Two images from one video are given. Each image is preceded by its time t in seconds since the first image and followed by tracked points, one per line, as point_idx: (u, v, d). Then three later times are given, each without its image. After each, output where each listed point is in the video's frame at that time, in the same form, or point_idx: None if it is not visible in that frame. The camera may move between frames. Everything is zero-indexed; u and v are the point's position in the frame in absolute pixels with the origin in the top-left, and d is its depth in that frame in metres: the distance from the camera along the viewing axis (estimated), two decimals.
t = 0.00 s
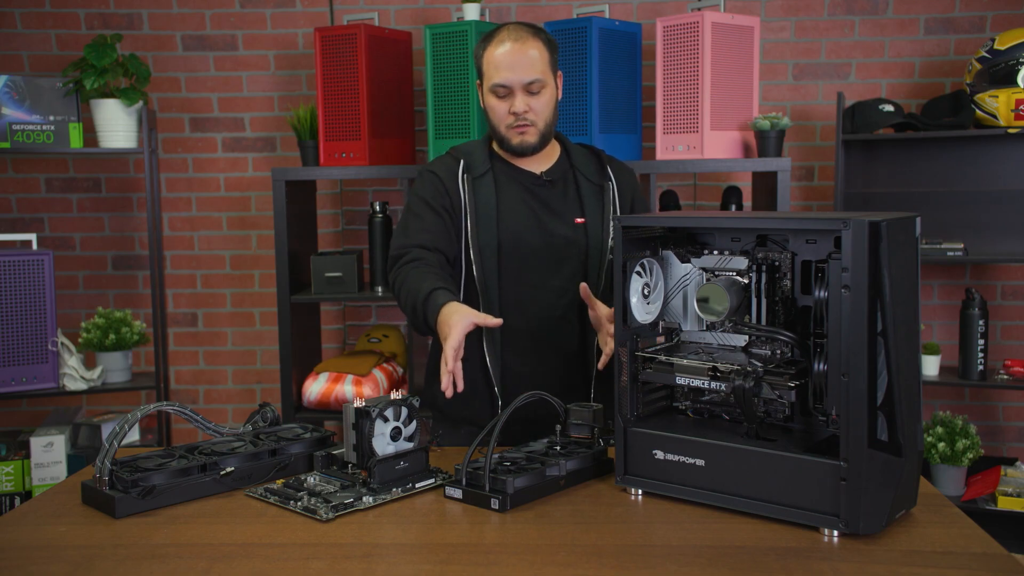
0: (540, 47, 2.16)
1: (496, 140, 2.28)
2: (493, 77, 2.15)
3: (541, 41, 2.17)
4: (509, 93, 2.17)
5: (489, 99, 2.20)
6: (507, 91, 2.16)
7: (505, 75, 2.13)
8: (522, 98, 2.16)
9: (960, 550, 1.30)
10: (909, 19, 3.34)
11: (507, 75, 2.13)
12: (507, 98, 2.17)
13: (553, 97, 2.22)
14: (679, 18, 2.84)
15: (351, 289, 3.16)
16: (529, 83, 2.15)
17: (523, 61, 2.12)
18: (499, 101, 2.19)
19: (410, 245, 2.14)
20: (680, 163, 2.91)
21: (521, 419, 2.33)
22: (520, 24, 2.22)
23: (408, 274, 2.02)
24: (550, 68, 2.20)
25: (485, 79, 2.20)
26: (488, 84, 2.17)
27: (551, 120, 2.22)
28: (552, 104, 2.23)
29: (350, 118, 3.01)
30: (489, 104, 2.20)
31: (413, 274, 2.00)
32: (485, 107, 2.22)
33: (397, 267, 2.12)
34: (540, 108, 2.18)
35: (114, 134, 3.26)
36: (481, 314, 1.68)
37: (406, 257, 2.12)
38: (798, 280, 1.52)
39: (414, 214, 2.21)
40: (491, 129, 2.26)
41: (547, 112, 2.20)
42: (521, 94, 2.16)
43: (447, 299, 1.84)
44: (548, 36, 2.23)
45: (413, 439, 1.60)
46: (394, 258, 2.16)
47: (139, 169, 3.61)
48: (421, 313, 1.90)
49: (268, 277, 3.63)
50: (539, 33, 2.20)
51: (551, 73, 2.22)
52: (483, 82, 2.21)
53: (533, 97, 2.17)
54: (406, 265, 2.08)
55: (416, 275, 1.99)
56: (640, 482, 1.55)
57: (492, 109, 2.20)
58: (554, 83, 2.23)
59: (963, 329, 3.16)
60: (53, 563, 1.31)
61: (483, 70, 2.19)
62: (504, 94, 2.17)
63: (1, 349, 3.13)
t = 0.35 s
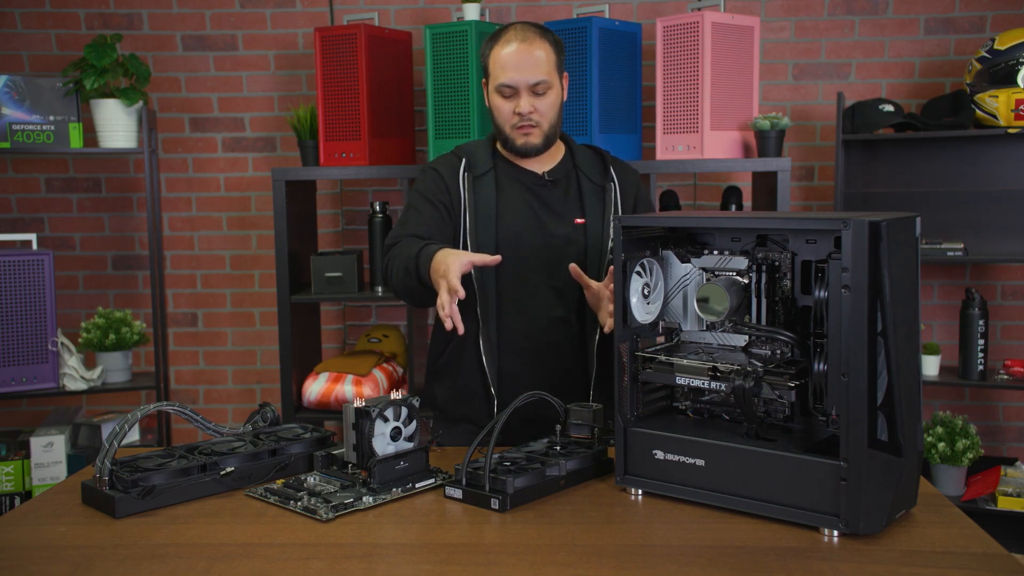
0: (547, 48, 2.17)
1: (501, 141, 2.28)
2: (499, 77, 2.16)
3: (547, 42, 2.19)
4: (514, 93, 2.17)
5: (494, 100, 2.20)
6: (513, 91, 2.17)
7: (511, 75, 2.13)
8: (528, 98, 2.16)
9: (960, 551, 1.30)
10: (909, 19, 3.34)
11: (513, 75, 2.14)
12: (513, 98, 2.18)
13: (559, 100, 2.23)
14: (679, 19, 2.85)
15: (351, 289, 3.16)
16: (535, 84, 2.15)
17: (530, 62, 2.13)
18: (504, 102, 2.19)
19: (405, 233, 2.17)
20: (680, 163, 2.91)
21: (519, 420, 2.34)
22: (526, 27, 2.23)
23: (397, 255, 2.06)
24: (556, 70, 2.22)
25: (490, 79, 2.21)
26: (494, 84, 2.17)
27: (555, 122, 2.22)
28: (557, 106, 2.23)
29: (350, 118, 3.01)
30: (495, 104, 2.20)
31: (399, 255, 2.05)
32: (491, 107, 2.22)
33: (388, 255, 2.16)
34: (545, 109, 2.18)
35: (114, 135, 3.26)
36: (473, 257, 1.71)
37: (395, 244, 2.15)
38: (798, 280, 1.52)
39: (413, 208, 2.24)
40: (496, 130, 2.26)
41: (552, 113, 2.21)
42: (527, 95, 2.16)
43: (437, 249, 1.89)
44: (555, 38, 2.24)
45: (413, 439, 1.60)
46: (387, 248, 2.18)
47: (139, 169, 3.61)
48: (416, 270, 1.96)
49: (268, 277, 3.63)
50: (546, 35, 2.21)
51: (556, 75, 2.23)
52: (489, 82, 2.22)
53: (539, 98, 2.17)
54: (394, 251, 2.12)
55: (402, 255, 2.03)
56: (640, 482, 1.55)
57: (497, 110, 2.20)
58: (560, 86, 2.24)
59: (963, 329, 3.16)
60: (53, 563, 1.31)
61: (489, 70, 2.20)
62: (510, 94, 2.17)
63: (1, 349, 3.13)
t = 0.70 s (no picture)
0: (544, 45, 2.18)
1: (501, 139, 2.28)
2: (496, 73, 2.16)
3: (545, 39, 2.19)
4: (512, 89, 2.17)
5: (493, 96, 2.20)
6: (511, 87, 2.17)
7: (508, 71, 2.14)
8: (525, 94, 2.17)
9: (960, 551, 1.30)
10: (909, 19, 3.34)
11: (510, 71, 2.14)
12: (511, 94, 2.18)
13: (557, 97, 2.23)
14: (679, 18, 2.85)
15: (351, 289, 3.16)
16: (533, 80, 2.16)
17: (527, 58, 2.14)
18: (502, 98, 2.19)
19: (409, 241, 2.16)
20: (680, 163, 2.91)
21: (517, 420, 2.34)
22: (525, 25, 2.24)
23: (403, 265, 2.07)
24: (554, 67, 2.22)
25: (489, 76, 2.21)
26: (491, 80, 2.18)
27: (554, 119, 2.22)
28: (556, 103, 2.23)
29: (350, 118, 3.01)
30: (493, 101, 2.21)
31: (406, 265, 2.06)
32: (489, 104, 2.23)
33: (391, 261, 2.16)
34: (543, 105, 2.18)
35: (114, 135, 3.26)
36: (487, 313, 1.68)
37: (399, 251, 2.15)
38: (798, 280, 1.52)
39: (413, 209, 2.23)
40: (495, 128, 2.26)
41: (550, 110, 2.20)
42: (524, 91, 2.16)
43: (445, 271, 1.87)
44: (554, 36, 2.24)
45: (413, 439, 1.60)
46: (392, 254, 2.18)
47: (139, 169, 3.61)
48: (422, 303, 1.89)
49: (268, 277, 3.63)
50: (544, 32, 2.21)
51: (554, 72, 2.23)
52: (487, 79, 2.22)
53: (537, 94, 2.18)
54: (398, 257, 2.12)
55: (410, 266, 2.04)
56: (640, 482, 1.55)
57: (495, 106, 2.20)
58: (558, 83, 2.24)
59: (963, 329, 3.16)
60: (53, 563, 1.31)
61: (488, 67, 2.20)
62: (507, 90, 2.18)
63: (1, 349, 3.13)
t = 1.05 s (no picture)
0: (547, 41, 2.19)
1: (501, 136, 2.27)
2: (498, 66, 2.17)
3: (548, 36, 2.21)
4: (513, 82, 2.18)
5: (494, 90, 2.21)
6: (512, 81, 2.18)
7: (510, 64, 2.15)
8: (527, 88, 2.17)
9: (960, 551, 1.30)
10: (909, 19, 3.34)
11: (512, 64, 2.15)
12: (512, 87, 2.18)
13: (558, 94, 2.23)
14: (679, 18, 2.85)
15: (351, 289, 3.16)
16: (535, 74, 2.17)
17: (529, 52, 2.15)
18: (503, 92, 2.19)
19: (411, 250, 2.18)
20: (680, 163, 2.91)
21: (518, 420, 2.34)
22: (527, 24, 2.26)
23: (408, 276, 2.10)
24: (555, 64, 2.23)
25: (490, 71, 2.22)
26: (493, 74, 2.19)
27: (554, 116, 2.22)
28: (556, 100, 2.24)
29: (350, 118, 3.01)
30: (494, 95, 2.21)
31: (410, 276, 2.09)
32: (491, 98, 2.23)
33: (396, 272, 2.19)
34: (544, 100, 2.19)
35: (114, 135, 3.26)
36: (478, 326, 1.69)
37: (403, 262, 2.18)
38: (798, 280, 1.52)
39: (413, 215, 2.26)
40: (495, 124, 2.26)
41: (550, 106, 2.21)
42: (525, 84, 2.17)
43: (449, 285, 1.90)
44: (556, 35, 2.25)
45: (413, 439, 1.60)
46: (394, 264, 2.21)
47: (139, 169, 3.61)
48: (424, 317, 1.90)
49: (268, 277, 3.63)
50: (546, 30, 2.23)
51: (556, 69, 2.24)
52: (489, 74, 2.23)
53: (538, 89, 2.18)
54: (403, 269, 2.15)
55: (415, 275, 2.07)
56: (640, 482, 1.55)
57: (496, 100, 2.20)
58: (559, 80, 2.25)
59: (963, 329, 3.16)
60: (53, 563, 1.31)
61: (489, 61, 2.21)
62: (509, 83, 2.18)
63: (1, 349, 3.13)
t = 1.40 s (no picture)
0: (552, 40, 2.20)
1: (502, 134, 2.26)
2: (504, 61, 2.17)
3: (553, 36, 2.22)
4: (518, 79, 2.18)
5: (497, 85, 2.20)
6: (517, 77, 2.18)
7: (516, 59, 2.15)
8: (531, 84, 2.17)
9: (960, 551, 1.30)
10: (909, 19, 3.34)
11: (518, 60, 2.15)
12: (517, 84, 2.18)
13: (561, 94, 2.24)
14: (679, 18, 2.84)
15: (351, 289, 3.16)
16: (540, 72, 2.17)
17: (535, 49, 2.16)
18: (507, 88, 2.19)
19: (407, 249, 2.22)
20: (680, 163, 2.91)
21: (520, 420, 2.33)
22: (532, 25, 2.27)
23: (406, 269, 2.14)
24: (561, 65, 2.24)
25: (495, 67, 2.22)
26: (498, 69, 2.18)
27: (556, 115, 2.22)
28: (559, 100, 2.24)
29: (350, 118, 3.01)
30: (498, 90, 2.20)
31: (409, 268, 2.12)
32: (494, 94, 2.22)
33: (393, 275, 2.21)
34: (548, 98, 2.19)
35: (114, 135, 3.26)
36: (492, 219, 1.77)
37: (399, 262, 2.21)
38: (798, 280, 1.52)
39: (409, 215, 2.27)
40: (496, 121, 2.25)
41: (552, 104, 2.21)
42: (530, 81, 2.17)
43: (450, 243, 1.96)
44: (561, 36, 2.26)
45: (413, 439, 1.61)
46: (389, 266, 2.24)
47: (139, 169, 3.61)
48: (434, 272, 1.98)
49: (268, 277, 3.63)
50: (551, 30, 2.24)
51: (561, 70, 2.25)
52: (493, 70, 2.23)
53: (543, 87, 2.18)
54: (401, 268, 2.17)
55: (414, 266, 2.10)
56: (640, 482, 1.55)
57: (500, 96, 2.20)
58: (563, 81, 2.26)
59: (963, 328, 3.16)
60: (52, 563, 1.31)
61: (495, 56, 2.21)
62: (514, 80, 2.18)
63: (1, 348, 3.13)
